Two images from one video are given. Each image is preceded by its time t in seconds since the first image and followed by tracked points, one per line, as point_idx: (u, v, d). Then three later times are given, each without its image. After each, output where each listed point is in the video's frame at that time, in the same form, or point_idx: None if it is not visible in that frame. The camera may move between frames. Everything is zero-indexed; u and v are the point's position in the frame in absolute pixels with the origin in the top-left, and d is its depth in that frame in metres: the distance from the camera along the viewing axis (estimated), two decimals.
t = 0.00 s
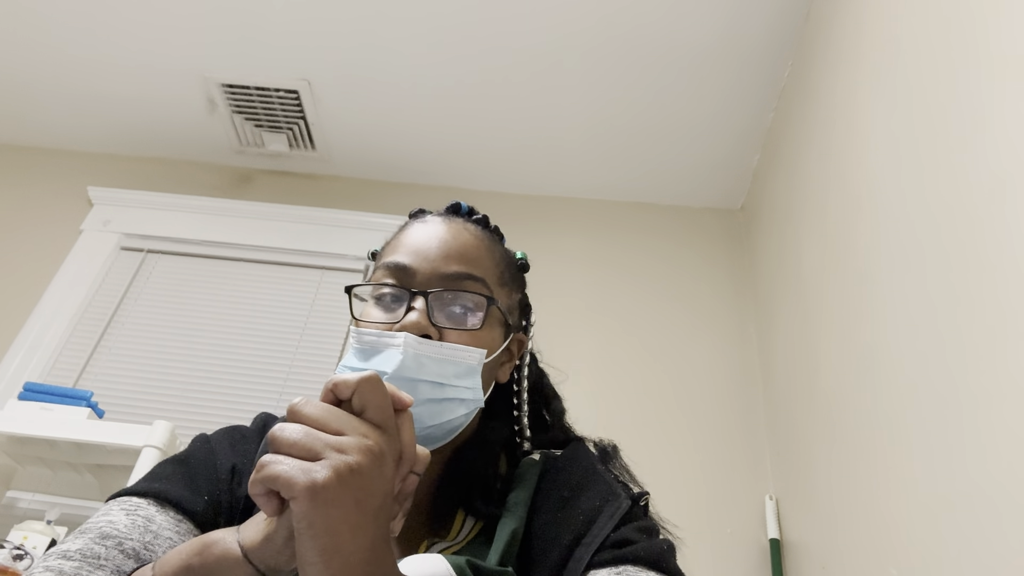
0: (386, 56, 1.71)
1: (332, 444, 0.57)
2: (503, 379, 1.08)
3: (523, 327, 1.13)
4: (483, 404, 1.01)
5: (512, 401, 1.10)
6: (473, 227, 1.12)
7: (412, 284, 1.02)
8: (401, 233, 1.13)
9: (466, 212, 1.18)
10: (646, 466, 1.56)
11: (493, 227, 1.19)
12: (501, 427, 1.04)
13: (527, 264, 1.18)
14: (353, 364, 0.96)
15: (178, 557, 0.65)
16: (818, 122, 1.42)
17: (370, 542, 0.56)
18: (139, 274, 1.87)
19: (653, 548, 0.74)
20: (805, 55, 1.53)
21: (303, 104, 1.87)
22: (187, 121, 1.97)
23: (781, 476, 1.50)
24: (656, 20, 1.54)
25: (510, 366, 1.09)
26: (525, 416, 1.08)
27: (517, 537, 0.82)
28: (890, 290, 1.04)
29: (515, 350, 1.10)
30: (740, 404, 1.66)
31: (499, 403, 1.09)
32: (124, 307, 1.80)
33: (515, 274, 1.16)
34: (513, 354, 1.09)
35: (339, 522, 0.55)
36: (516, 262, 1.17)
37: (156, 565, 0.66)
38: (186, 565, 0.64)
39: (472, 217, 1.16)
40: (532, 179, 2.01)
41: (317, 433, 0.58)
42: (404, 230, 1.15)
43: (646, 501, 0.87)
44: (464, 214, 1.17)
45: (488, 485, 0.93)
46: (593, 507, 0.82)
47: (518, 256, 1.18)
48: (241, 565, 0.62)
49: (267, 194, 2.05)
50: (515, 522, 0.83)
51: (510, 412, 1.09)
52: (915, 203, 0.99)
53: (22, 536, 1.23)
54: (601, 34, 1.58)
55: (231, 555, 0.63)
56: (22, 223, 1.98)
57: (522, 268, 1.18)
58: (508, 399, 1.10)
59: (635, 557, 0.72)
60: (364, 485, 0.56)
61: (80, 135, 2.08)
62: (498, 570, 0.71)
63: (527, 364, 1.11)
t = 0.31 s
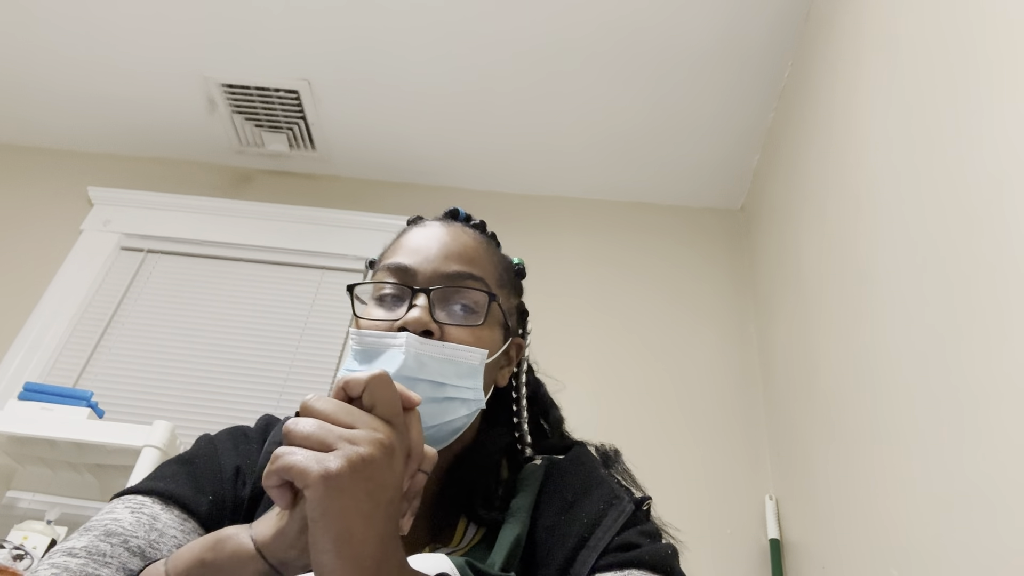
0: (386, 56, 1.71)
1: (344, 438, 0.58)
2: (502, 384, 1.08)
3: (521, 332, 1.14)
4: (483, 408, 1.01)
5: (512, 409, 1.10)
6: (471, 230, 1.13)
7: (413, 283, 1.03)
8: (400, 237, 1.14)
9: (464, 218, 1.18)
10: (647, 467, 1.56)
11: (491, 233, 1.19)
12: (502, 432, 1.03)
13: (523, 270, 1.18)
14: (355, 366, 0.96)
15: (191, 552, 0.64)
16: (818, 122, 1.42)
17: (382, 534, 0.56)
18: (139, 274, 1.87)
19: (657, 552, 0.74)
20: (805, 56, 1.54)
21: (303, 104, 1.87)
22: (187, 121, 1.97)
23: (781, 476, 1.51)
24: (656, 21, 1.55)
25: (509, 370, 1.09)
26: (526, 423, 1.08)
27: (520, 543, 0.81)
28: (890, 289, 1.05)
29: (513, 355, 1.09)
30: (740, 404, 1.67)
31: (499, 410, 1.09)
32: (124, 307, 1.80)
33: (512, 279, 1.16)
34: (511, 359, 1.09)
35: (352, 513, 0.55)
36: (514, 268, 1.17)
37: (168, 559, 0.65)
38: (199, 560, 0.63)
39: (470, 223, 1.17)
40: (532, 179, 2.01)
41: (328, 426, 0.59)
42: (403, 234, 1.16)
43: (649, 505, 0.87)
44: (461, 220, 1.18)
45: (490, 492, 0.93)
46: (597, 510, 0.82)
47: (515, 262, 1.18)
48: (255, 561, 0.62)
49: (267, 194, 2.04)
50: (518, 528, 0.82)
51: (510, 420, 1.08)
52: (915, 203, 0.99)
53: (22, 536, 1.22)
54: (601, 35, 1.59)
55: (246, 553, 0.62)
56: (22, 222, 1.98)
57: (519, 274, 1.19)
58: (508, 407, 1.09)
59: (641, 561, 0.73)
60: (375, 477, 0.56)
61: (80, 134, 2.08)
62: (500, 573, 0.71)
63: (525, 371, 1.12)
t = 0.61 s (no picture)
0: (386, 56, 1.71)
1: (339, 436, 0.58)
2: (504, 384, 1.08)
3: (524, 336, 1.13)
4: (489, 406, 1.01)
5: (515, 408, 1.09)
6: (475, 233, 1.13)
7: (420, 282, 1.03)
8: (406, 238, 1.14)
9: (470, 223, 1.18)
10: (646, 467, 1.56)
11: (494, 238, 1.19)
12: (505, 429, 1.03)
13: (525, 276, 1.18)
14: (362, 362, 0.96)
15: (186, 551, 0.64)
16: (818, 123, 1.42)
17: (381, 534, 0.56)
18: (139, 273, 1.87)
19: (663, 553, 0.75)
20: (805, 56, 1.54)
21: (303, 104, 1.87)
22: (187, 121, 1.97)
23: (780, 476, 1.50)
24: (656, 21, 1.55)
25: (509, 373, 1.08)
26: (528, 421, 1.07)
27: (523, 543, 0.80)
28: (890, 289, 1.05)
29: (516, 357, 1.10)
30: (740, 404, 1.67)
31: (502, 410, 1.08)
32: (124, 307, 1.80)
33: (515, 283, 1.16)
34: (513, 361, 1.09)
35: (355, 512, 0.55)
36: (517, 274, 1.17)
37: (163, 560, 0.65)
38: (194, 561, 0.63)
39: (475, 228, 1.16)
40: (532, 179, 2.01)
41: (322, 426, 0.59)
42: (408, 236, 1.16)
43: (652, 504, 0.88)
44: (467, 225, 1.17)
45: (493, 487, 0.93)
46: (601, 510, 0.82)
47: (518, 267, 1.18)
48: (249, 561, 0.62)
49: (267, 194, 2.04)
50: (521, 527, 0.82)
51: (512, 417, 1.07)
52: (915, 203, 0.99)
53: (22, 536, 1.22)
54: (600, 34, 1.59)
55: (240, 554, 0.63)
56: (22, 223, 1.98)
57: (522, 279, 1.18)
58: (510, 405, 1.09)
59: (647, 562, 0.73)
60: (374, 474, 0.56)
61: (80, 135, 2.08)
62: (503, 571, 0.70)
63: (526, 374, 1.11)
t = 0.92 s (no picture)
0: (387, 55, 1.71)
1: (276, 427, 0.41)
2: (509, 381, 1.08)
3: (527, 332, 1.13)
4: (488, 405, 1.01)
5: (521, 404, 1.10)
6: (475, 232, 1.14)
7: (417, 284, 1.03)
8: (407, 240, 1.15)
9: (470, 219, 1.18)
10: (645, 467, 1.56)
11: (496, 234, 1.19)
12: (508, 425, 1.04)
13: (529, 270, 1.18)
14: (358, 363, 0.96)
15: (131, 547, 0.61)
16: (818, 122, 1.42)
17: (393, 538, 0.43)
18: (139, 273, 1.87)
19: (668, 552, 0.74)
20: (805, 55, 1.54)
21: (303, 104, 1.87)
22: (187, 121, 1.97)
23: (781, 476, 1.50)
24: (656, 20, 1.55)
25: (515, 369, 1.09)
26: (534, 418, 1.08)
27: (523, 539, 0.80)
28: (889, 288, 1.05)
29: (519, 354, 1.10)
30: (740, 404, 1.67)
31: (508, 406, 1.09)
32: (124, 307, 1.80)
33: (517, 280, 1.16)
34: (517, 358, 1.09)
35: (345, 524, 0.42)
36: (519, 268, 1.17)
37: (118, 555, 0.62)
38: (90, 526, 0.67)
39: (475, 225, 1.17)
40: (532, 179, 2.01)
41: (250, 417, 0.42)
42: (409, 238, 1.16)
43: (656, 505, 0.87)
44: (467, 223, 1.18)
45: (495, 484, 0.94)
46: (605, 508, 0.82)
47: (520, 262, 1.18)
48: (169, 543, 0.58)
49: (267, 194, 2.04)
50: (522, 523, 0.82)
51: (518, 414, 1.09)
52: (916, 202, 0.99)
53: (22, 536, 1.22)
54: (601, 34, 1.59)
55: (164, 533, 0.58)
56: (21, 222, 1.98)
57: (525, 275, 1.18)
58: (516, 402, 1.10)
59: (652, 562, 0.73)
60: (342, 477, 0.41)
61: (81, 135, 2.08)
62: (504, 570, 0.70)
63: (534, 368, 1.11)
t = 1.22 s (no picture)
0: (386, 55, 1.71)
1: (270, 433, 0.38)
2: (513, 377, 1.09)
3: (530, 327, 1.14)
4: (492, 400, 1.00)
5: (525, 400, 1.10)
6: (477, 227, 1.15)
7: (420, 277, 1.03)
8: (409, 236, 1.15)
9: (471, 215, 1.20)
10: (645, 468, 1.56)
11: (497, 230, 1.20)
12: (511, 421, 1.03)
13: (530, 266, 1.19)
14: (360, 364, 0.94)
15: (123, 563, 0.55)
16: (819, 122, 1.42)
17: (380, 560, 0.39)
18: (139, 273, 1.87)
19: (671, 552, 0.74)
20: (806, 55, 1.54)
21: (303, 104, 1.87)
22: (188, 121, 1.97)
23: (781, 476, 1.50)
24: (656, 20, 1.55)
25: (520, 365, 1.10)
26: (538, 414, 1.09)
27: (527, 538, 0.81)
28: (889, 290, 1.05)
29: (523, 348, 1.11)
30: (740, 404, 1.67)
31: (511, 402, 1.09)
32: (124, 307, 1.80)
33: (519, 275, 1.17)
34: (520, 353, 1.10)
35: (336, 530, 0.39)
36: (520, 263, 1.18)
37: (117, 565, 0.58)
38: None
39: (476, 221, 1.18)
40: (532, 179, 2.01)
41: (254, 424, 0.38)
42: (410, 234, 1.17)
43: (660, 504, 0.87)
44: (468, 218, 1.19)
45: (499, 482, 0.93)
46: (608, 509, 0.82)
47: (522, 258, 1.19)
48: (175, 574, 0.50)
49: (267, 194, 2.04)
50: (525, 521, 0.82)
51: (522, 411, 1.09)
52: (916, 203, 0.99)
53: (23, 536, 1.22)
54: (600, 34, 1.59)
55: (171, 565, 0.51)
56: (21, 222, 1.98)
57: (527, 270, 1.20)
58: (520, 398, 1.10)
59: (654, 563, 0.72)
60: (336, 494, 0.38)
61: (81, 135, 2.08)
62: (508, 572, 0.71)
63: (537, 366, 1.14)
